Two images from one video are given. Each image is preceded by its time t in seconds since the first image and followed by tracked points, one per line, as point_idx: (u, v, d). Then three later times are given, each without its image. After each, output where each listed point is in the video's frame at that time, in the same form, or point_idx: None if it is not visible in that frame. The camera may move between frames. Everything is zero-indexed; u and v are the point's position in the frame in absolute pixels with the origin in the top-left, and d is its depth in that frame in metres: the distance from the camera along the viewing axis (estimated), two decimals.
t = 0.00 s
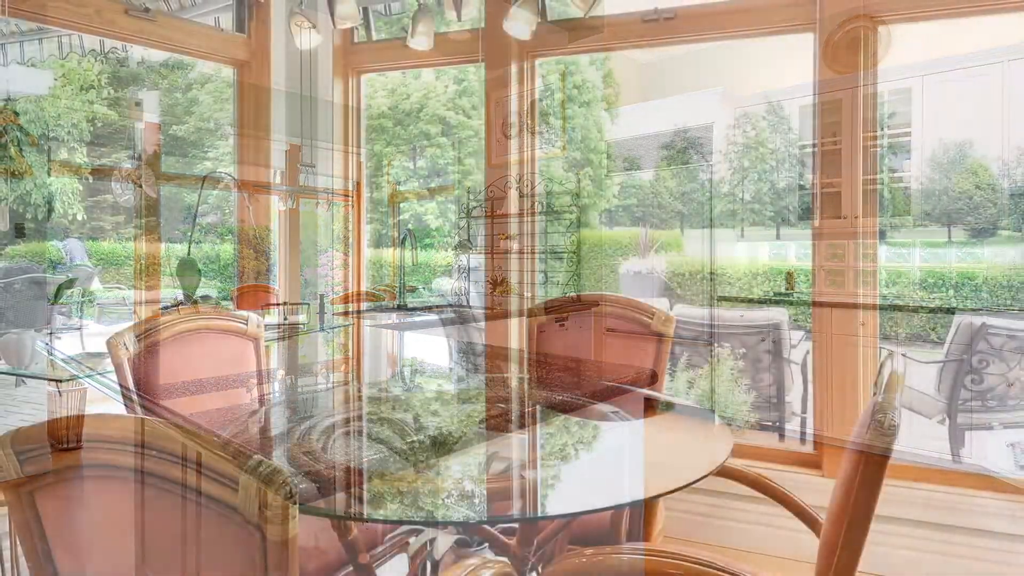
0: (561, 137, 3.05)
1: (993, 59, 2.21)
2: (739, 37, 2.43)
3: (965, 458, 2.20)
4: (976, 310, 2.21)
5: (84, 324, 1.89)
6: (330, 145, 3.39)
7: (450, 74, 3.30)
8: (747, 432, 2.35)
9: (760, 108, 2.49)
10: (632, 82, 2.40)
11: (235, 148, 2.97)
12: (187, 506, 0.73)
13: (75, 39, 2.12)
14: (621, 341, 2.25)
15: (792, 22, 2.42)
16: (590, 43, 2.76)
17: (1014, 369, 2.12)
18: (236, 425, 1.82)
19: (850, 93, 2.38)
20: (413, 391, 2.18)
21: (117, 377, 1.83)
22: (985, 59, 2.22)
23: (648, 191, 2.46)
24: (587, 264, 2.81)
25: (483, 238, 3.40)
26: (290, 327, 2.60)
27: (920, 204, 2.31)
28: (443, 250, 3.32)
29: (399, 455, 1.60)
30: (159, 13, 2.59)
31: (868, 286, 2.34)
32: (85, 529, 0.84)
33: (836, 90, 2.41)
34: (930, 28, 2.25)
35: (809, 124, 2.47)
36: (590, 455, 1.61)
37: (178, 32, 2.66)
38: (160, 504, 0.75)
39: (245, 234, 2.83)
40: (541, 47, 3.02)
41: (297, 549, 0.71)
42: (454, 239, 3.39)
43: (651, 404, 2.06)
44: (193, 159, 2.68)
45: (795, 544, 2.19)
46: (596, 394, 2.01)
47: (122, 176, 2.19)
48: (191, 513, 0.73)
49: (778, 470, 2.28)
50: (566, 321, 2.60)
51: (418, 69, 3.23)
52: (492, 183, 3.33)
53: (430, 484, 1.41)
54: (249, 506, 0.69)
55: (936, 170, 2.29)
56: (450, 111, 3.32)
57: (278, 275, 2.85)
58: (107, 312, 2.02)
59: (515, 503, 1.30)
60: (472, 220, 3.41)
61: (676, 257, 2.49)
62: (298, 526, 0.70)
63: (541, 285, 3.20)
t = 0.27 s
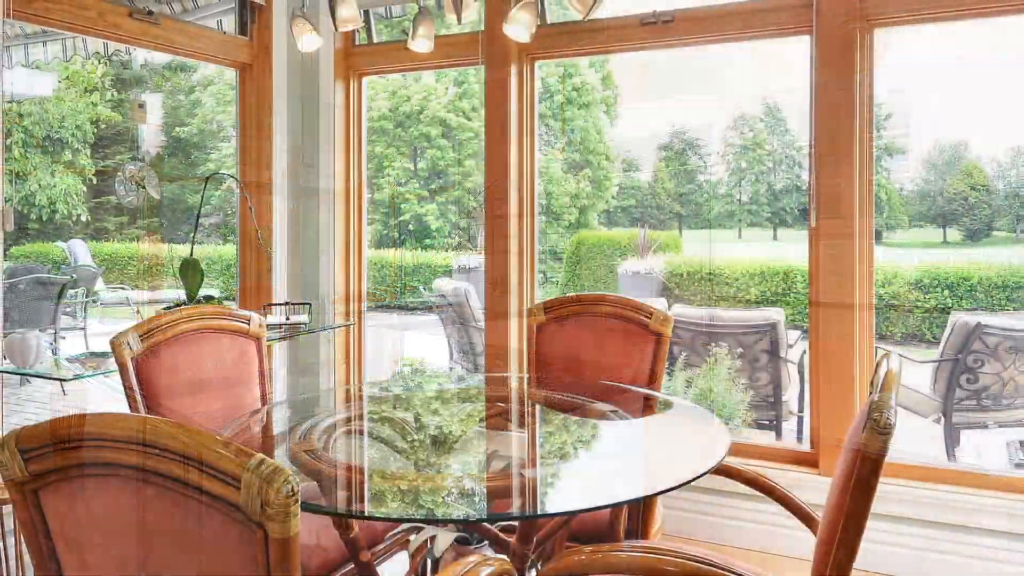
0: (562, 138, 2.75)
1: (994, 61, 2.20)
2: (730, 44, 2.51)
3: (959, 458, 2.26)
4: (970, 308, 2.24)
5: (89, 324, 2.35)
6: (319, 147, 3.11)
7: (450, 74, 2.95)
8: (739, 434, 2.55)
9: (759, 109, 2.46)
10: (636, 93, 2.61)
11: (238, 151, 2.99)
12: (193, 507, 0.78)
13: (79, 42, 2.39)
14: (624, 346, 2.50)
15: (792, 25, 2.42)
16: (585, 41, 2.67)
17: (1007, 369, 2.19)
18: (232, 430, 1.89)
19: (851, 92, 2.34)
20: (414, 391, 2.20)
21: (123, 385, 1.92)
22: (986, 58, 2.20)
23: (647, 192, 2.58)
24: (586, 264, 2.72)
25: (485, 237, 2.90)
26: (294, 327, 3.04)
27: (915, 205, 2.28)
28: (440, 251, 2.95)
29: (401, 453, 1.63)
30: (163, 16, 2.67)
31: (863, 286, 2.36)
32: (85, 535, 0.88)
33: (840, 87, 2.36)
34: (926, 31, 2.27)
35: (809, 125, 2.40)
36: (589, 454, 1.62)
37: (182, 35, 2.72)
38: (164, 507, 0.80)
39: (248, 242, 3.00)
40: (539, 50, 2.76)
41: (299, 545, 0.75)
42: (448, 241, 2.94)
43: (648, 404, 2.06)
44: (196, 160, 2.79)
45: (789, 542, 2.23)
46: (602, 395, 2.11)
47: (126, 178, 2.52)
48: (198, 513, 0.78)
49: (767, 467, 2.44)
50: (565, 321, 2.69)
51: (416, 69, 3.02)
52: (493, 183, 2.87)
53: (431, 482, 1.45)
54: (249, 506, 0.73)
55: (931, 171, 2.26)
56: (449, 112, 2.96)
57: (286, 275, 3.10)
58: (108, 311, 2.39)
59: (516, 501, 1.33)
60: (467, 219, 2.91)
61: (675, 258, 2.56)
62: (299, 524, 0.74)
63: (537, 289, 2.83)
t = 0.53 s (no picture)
0: (561, 140, 2.81)
1: (986, 66, 2.24)
2: (729, 47, 2.52)
3: (952, 455, 2.31)
4: (963, 308, 2.28)
5: (93, 323, 2.47)
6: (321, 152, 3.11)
7: (450, 79, 2.99)
8: (735, 431, 2.59)
9: (754, 112, 2.51)
10: (636, 97, 2.68)
11: (242, 152, 3.01)
12: (194, 505, 0.79)
13: (85, 47, 2.41)
14: (622, 346, 2.32)
15: (792, 27, 2.41)
16: (582, 46, 2.70)
17: (999, 368, 2.22)
18: (234, 430, 1.92)
19: (846, 92, 2.30)
20: (415, 390, 2.24)
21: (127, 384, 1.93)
22: (978, 62, 2.25)
23: (644, 194, 2.67)
24: (582, 265, 2.79)
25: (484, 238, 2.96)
26: (294, 327, 2.72)
27: (909, 206, 2.33)
28: (440, 250, 3.06)
29: (402, 451, 1.66)
30: (166, 21, 2.62)
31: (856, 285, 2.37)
32: (79, 542, 0.87)
33: (833, 88, 2.31)
34: (921, 36, 2.30)
35: (803, 127, 2.44)
36: (588, 451, 1.66)
37: (186, 38, 2.68)
38: (165, 506, 0.81)
39: (250, 241, 3.03)
40: (538, 52, 2.78)
41: (301, 543, 0.77)
42: (449, 242, 3.03)
43: (647, 402, 2.09)
44: (199, 163, 2.85)
45: (784, 538, 2.27)
46: (601, 394, 2.13)
47: (131, 181, 2.61)
48: (198, 512, 0.79)
49: (766, 464, 2.46)
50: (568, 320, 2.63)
51: (416, 74, 3.06)
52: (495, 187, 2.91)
53: (431, 480, 1.47)
54: (254, 504, 0.75)
55: (924, 173, 2.32)
56: (449, 116, 3.01)
57: (288, 273, 3.10)
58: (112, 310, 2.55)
59: (514, 499, 1.36)
60: (467, 220, 2.99)
61: (673, 258, 2.63)
62: (301, 522, 0.76)
63: (536, 288, 2.89)
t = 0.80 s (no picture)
0: (560, 142, 2.85)
1: (977, 70, 2.28)
2: (724, 51, 2.56)
3: (944, 452, 2.35)
4: (955, 308, 2.32)
5: (99, 323, 2.51)
6: (323, 155, 3.14)
7: (451, 83, 3.04)
8: (730, 428, 2.62)
9: (749, 116, 2.55)
10: (633, 101, 2.72)
11: (245, 154, 3.06)
12: (199, 501, 0.83)
13: (91, 51, 2.44)
14: (620, 346, 2.36)
15: (786, 32, 2.44)
16: (581, 50, 2.73)
17: (991, 367, 2.26)
18: (238, 427, 1.96)
19: (840, 95, 2.33)
20: (416, 388, 2.28)
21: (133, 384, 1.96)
22: (970, 66, 2.29)
23: (642, 196, 2.71)
24: (580, 265, 2.83)
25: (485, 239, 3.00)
26: (297, 327, 2.76)
27: (902, 208, 2.37)
28: (440, 251, 3.10)
29: (404, 449, 1.70)
30: (171, 25, 2.66)
31: (850, 286, 2.40)
32: (85, 537, 0.91)
33: (828, 93, 2.35)
34: (914, 40, 2.34)
35: (797, 130, 2.48)
36: (585, 449, 1.70)
37: (190, 42, 2.72)
38: (170, 503, 0.84)
39: (254, 242, 3.08)
40: (536, 57, 2.82)
41: (304, 538, 0.80)
42: (450, 242, 3.07)
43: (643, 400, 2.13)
44: (204, 165, 2.89)
45: (779, 535, 2.30)
46: (599, 394, 2.17)
47: (137, 183, 2.65)
48: (202, 508, 0.83)
49: (761, 461, 2.49)
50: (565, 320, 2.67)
51: (418, 78, 3.09)
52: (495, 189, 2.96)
53: (433, 477, 1.51)
54: (257, 499, 0.78)
55: (917, 175, 2.36)
56: (449, 119, 3.05)
57: (291, 273, 3.13)
58: (118, 310, 2.59)
59: (514, 496, 1.39)
60: (468, 221, 3.03)
61: (670, 259, 2.67)
62: (304, 517, 0.80)
63: (535, 288, 2.93)
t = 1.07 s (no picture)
0: (558, 145, 2.90)
1: (967, 75, 2.33)
2: (720, 56, 2.60)
3: (935, 449, 2.40)
4: (946, 308, 2.36)
5: (107, 323, 2.56)
6: (326, 158, 3.18)
7: (451, 87, 3.09)
8: (725, 426, 2.67)
9: (744, 119, 2.59)
10: (630, 106, 2.76)
11: (249, 157, 3.11)
12: (204, 498, 0.86)
13: (99, 57, 2.49)
14: (618, 346, 2.40)
15: (781, 37, 2.48)
16: (579, 56, 2.77)
17: (981, 365, 2.31)
18: (243, 425, 2.00)
19: (834, 100, 2.38)
20: (417, 387, 2.32)
21: (139, 383, 2.00)
22: (960, 71, 2.33)
23: (638, 198, 2.76)
24: (577, 266, 2.87)
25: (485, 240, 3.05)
26: (300, 327, 2.81)
27: (894, 210, 2.42)
28: (441, 251, 3.15)
29: (405, 446, 1.74)
30: (178, 31, 2.70)
31: (842, 287, 2.45)
32: (92, 533, 0.94)
33: (821, 98, 2.39)
34: (905, 45, 2.38)
35: (791, 134, 2.53)
36: (583, 446, 1.74)
37: (196, 47, 2.76)
38: (176, 499, 0.87)
39: (258, 244, 3.13)
40: (534, 62, 2.86)
41: (307, 534, 0.83)
42: (450, 244, 3.12)
43: (640, 398, 2.17)
44: (209, 168, 2.94)
45: (773, 531, 2.35)
46: (597, 391, 2.21)
47: (144, 185, 2.69)
48: (208, 504, 0.86)
49: (756, 459, 2.54)
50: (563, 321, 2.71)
51: (420, 82, 3.14)
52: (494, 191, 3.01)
53: (434, 473, 1.55)
54: (262, 495, 0.81)
55: (909, 177, 2.40)
56: (450, 122, 3.10)
57: (295, 273, 3.18)
58: (126, 310, 2.63)
59: (513, 492, 1.43)
60: (467, 223, 3.08)
61: (666, 261, 2.72)
62: (307, 513, 0.83)
63: (534, 288, 2.98)
